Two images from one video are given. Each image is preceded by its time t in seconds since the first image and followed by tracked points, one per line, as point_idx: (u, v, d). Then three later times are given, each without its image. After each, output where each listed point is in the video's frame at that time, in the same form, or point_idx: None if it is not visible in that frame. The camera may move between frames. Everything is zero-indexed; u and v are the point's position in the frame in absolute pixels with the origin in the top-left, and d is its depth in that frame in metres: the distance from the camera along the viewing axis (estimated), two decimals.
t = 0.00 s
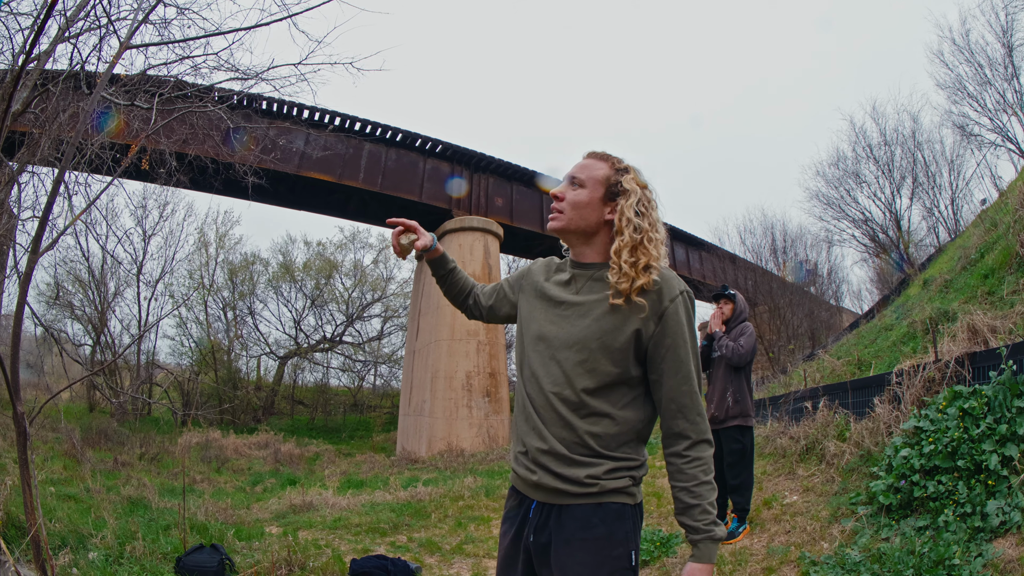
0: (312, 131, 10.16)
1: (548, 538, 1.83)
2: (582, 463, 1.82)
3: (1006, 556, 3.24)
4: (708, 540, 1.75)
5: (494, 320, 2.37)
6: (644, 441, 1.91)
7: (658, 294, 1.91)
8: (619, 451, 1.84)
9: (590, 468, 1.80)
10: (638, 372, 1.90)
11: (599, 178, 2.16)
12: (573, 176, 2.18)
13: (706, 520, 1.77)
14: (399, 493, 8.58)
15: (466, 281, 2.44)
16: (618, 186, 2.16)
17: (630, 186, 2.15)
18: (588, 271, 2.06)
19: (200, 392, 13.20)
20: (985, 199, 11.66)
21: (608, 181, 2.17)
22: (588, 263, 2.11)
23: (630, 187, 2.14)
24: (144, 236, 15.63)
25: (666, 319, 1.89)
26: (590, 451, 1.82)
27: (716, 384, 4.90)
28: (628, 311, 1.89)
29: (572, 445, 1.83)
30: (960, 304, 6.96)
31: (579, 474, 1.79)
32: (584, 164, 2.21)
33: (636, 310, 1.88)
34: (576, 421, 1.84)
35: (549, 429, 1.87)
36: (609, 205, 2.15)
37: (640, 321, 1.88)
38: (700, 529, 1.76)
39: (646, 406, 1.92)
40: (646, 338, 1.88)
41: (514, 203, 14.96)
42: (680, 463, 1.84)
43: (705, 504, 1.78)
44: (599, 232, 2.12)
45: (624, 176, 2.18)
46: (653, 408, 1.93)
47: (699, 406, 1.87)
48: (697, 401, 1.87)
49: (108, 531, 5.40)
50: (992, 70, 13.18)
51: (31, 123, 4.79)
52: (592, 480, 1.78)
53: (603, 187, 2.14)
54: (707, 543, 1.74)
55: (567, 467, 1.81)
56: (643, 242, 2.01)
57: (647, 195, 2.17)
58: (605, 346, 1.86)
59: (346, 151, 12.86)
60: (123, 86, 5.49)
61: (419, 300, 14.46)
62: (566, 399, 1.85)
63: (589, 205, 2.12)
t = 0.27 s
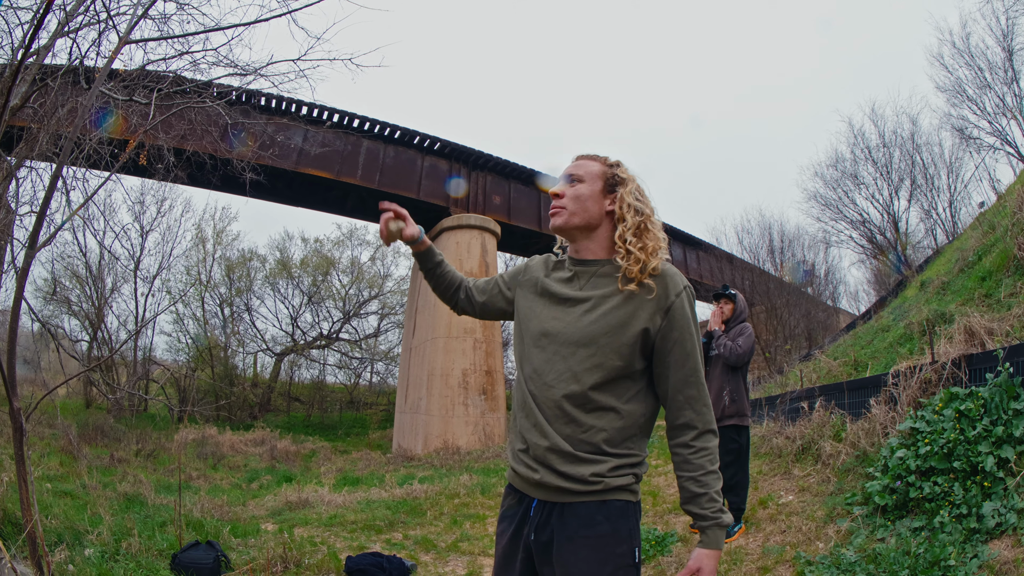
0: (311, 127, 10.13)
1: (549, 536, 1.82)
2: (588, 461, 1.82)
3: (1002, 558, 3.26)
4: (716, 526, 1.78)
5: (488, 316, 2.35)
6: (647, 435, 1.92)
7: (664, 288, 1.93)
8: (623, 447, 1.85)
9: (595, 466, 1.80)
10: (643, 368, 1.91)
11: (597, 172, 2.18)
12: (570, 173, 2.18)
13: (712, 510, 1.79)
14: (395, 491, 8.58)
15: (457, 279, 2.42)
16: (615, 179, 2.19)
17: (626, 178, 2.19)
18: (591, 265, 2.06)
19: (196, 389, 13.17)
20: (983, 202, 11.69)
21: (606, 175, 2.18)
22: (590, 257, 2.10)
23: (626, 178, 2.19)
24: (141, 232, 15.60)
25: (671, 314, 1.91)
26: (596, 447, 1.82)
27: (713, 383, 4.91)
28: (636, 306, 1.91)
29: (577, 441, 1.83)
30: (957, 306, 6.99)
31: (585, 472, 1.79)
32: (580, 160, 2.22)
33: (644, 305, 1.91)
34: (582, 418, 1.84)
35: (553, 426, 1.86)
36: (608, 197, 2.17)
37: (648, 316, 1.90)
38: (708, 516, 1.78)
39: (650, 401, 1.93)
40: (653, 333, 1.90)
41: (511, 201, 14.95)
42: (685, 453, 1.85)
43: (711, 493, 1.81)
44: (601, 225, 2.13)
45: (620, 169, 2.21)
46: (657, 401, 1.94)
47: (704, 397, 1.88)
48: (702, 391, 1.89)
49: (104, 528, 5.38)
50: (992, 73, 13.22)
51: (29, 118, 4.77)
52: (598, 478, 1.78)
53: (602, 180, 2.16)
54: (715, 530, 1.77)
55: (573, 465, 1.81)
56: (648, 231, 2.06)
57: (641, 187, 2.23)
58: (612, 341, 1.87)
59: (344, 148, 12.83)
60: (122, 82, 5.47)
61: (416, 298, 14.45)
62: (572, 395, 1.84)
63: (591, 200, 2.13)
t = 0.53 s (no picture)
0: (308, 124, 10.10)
1: (551, 534, 1.81)
2: (588, 456, 1.82)
3: (997, 558, 3.28)
4: (719, 514, 1.78)
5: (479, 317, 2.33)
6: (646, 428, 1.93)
7: (658, 284, 1.95)
8: (622, 441, 1.85)
9: (596, 462, 1.80)
10: (640, 362, 1.92)
11: (590, 172, 2.17)
12: (563, 173, 2.17)
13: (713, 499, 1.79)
14: (390, 488, 8.58)
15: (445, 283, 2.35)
16: (608, 180, 2.20)
17: (618, 178, 2.20)
18: (586, 264, 2.06)
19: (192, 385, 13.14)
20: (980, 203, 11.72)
21: (598, 175, 2.18)
22: (583, 255, 2.11)
23: (619, 180, 2.19)
24: (137, 228, 15.54)
25: (667, 308, 1.92)
26: (595, 442, 1.82)
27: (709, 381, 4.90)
28: (632, 301, 1.91)
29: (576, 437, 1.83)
30: (954, 306, 7.02)
31: (586, 468, 1.78)
32: (572, 160, 2.21)
33: (640, 300, 1.91)
34: (581, 413, 1.83)
35: (553, 422, 1.85)
36: (601, 197, 2.17)
37: (644, 311, 1.90)
38: (710, 505, 1.78)
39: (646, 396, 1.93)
40: (649, 327, 1.90)
41: (507, 198, 14.94)
42: (684, 444, 1.86)
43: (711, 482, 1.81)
44: (594, 225, 2.13)
45: (612, 169, 2.22)
46: (653, 396, 1.95)
47: (700, 388, 1.90)
48: (697, 383, 1.90)
49: (100, 525, 5.37)
50: (991, 74, 13.26)
51: (26, 114, 4.74)
52: (599, 474, 1.79)
53: (594, 181, 2.16)
54: (718, 518, 1.77)
55: (573, 462, 1.80)
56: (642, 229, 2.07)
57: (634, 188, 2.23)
58: (610, 336, 1.87)
59: (341, 144, 12.80)
60: (119, 77, 5.44)
61: (412, 295, 14.43)
62: (572, 390, 1.84)
63: (584, 200, 2.12)
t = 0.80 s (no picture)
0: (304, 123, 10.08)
1: (540, 532, 1.80)
2: (578, 454, 1.81)
3: (994, 557, 3.29)
4: (701, 512, 1.77)
5: (473, 323, 2.34)
6: (637, 426, 1.92)
7: (646, 281, 1.94)
8: (612, 438, 1.84)
9: (586, 461, 1.80)
10: (630, 358, 1.91)
11: (586, 176, 2.16)
12: (559, 175, 2.16)
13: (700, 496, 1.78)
14: (385, 487, 8.57)
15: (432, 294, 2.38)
16: (602, 184, 2.19)
17: (614, 184, 2.19)
18: (575, 265, 2.06)
19: (186, 385, 13.09)
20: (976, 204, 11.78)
21: (594, 179, 2.18)
22: (574, 258, 2.11)
23: (615, 185, 2.18)
24: (132, 226, 15.46)
25: (655, 305, 1.91)
26: (585, 441, 1.81)
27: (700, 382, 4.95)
28: (621, 298, 1.91)
29: (566, 436, 1.82)
30: (949, 307, 7.05)
31: (575, 467, 1.78)
32: (568, 160, 2.19)
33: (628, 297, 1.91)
34: (571, 412, 1.83)
35: (542, 421, 1.84)
36: (594, 201, 2.16)
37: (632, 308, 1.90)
38: (694, 502, 1.77)
39: (635, 393, 1.92)
40: (637, 324, 1.90)
41: (503, 198, 14.94)
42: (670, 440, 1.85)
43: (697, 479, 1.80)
44: (586, 229, 2.12)
45: (608, 174, 2.21)
46: (641, 393, 1.94)
47: (686, 384, 1.89)
48: (684, 378, 1.89)
49: (95, 524, 5.34)
50: (987, 76, 13.33)
51: (21, 112, 4.72)
52: (588, 472, 1.78)
53: (589, 184, 2.15)
54: (701, 516, 1.75)
55: (562, 460, 1.80)
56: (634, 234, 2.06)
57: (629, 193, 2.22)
58: (599, 334, 1.87)
59: (337, 143, 12.77)
60: (116, 75, 5.41)
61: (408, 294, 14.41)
62: (562, 389, 1.83)
63: (578, 204, 2.11)
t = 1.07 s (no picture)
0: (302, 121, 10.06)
1: (530, 530, 1.80)
2: (569, 454, 1.81)
3: (992, 557, 3.30)
4: (679, 513, 1.74)
5: (471, 341, 2.33)
6: (628, 424, 1.90)
7: (636, 278, 1.94)
8: (603, 437, 1.83)
9: (577, 460, 1.79)
10: (622, 356, 1.90)
11: (587, 182, 2.15)
12: (564, 181, 2.12)
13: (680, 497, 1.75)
14: (383, 486, 8.57)
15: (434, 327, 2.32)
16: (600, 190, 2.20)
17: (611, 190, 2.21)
18: (572, 269, 2.05)
19: (184, 383, 13.06)
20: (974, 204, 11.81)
21: (594, 185, 2.18)
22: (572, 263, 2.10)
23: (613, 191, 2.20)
24: (130, 224, 15.43)
25: (645, 302, 1.90)
26: (579, 441, 1.80)
27: (696, 383, 4.95)
28: (612, 297, 1.90)
29: (559, 436, 1.82)
30: (947, 307, 7.06)
31: (565, 466, 1.78)
32: (570, 163, 2.16)
33: (620, 294, 1.90)
34: (564, 413, 1.82)
35: (536, 423, 1.83)
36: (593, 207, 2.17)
37: (624, 305, 1.89)
38: (671, 502, 1.75)
39: (626, 391, 1.91)
40: (628, 321, 1.89)
41: (501, 196, 14.94)
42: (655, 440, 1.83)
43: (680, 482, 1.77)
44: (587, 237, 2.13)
45: (604, 179, 2.22)
46: (631, 391, 1.93)
47: (675, 383, 1.86)
48: (674, 376, 1.87)
49: (93, 523, 5.33)
50: (986, 77, 13.36)
51: (19, 109, 4.71)
52: (578, 471, 1.77)
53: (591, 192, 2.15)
54: (678, 517, 1.73)
55: (554, 459, 1.80)
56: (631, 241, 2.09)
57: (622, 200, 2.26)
58: (592, 334, 1.86)
59: (336, 141, 12.76)
60: (113, 72, 5.40)
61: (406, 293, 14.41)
62: (556, 391, 1.82)
63: (583, 211, 2.10)
